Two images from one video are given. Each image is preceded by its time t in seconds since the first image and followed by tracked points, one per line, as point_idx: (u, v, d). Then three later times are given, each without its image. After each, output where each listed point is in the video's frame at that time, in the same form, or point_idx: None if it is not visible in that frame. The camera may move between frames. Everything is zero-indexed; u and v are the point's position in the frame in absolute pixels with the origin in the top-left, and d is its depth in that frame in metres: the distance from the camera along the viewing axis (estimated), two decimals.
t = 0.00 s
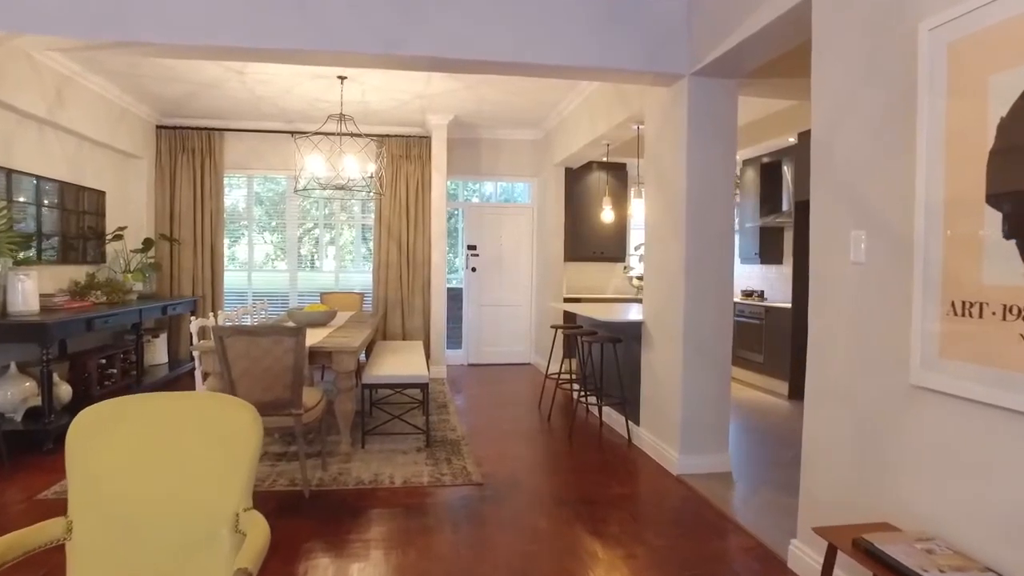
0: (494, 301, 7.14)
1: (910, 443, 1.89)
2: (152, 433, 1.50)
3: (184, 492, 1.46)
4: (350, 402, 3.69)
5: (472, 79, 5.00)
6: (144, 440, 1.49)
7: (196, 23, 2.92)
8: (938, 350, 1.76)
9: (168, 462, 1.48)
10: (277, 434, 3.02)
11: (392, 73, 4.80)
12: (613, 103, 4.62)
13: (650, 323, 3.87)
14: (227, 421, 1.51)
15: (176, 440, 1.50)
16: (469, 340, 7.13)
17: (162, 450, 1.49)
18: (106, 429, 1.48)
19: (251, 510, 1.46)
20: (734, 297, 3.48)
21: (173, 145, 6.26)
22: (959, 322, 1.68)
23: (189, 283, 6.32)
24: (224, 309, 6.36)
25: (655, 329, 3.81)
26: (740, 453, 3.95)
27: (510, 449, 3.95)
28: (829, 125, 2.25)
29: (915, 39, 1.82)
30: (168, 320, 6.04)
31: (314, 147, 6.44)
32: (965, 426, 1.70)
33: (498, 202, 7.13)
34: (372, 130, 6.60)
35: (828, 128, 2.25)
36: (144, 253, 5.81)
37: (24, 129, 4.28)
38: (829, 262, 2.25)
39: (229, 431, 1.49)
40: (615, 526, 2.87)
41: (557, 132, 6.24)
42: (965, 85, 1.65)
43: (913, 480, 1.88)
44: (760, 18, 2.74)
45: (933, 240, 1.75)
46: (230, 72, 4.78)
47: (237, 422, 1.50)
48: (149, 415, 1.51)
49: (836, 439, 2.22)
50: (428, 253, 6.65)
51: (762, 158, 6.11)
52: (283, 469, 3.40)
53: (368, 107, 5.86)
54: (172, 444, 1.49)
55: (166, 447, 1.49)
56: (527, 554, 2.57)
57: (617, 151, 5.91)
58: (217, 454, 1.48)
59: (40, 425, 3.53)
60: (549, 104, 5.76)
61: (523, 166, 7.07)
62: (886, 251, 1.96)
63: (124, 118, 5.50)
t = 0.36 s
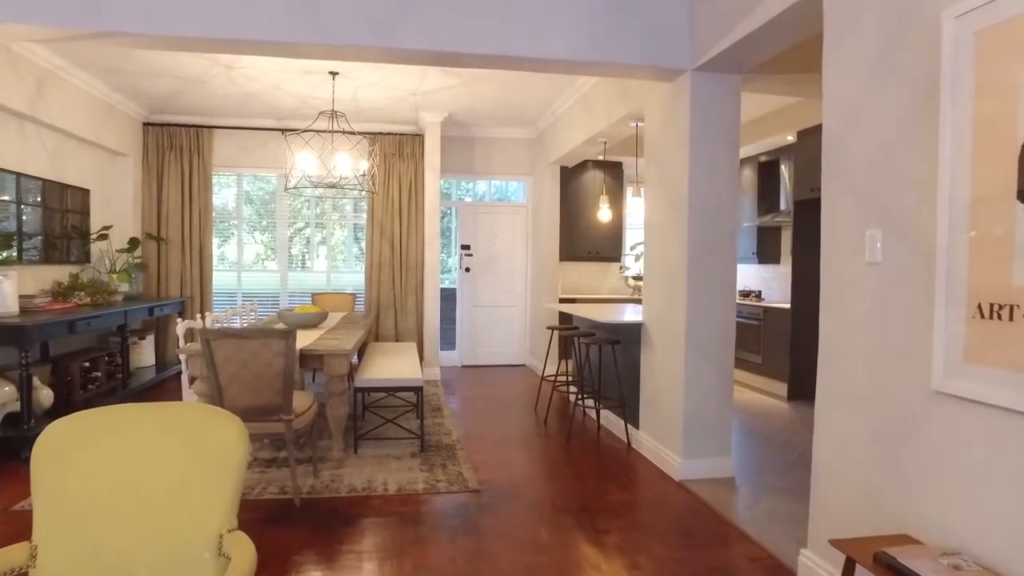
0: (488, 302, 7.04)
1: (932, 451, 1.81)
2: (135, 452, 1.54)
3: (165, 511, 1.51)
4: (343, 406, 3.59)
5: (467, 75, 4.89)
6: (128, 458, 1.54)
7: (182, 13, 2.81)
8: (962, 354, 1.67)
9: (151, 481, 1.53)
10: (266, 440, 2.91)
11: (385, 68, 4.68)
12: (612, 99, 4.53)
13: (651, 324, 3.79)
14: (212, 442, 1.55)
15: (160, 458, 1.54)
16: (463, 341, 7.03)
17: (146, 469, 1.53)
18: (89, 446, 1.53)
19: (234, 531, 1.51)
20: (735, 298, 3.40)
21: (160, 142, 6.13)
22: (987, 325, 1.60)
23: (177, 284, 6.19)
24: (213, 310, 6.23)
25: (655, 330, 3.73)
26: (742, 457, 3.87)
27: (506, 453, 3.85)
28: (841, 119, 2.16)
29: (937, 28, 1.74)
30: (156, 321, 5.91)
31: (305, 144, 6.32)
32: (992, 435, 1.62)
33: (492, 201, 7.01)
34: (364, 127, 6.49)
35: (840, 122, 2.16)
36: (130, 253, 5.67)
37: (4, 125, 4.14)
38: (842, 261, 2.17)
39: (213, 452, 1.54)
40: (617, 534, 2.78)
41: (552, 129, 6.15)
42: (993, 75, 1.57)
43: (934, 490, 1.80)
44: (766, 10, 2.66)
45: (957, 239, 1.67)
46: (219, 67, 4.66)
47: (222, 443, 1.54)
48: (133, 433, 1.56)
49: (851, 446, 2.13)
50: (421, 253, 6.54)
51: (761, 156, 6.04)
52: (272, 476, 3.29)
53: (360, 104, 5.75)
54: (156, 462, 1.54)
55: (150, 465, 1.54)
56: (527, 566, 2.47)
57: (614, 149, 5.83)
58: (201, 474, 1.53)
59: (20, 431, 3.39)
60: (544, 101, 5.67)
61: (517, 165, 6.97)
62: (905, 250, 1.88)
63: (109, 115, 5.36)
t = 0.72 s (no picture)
0: (481, 302, 6.95)
1: (948, 458, 1.74)
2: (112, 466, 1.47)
3: (142, 529, 1.43)
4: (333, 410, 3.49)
5: (460, 71, 4.80)
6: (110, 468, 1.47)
7: (167, 3, 2.71)
8: (983, 358, 1.60)
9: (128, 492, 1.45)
10: (253, 445, 2.81)
11: (377, 62, 4.58)
12: (607, 96, 4.45)
13: (649, 325, 3.71)
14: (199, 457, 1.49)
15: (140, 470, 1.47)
16: (455, 342, 6.94)
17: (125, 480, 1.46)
18: (64, 457, 1.45)
19: (217, 551, 1.43)
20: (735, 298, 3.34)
21: (146, 139, 6.00)
22: (1010, 327, 1.53)
23: (162, 284, 6.05)
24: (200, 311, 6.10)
25: (653, 331, 3.66)
26: (741, 460, 3.80)
27: (500, 458, 3.76)
28: (851, 114, 2.09)
29: (957, 18, 1.66)
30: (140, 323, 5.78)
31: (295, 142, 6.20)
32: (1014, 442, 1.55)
33: (484, 200, 6.93)
34: (355, 125, 6.38)
35: (850, 118, 2.10)
36: (114, 253, 5.54)
37: None
38: (851, 261, 2.10)
39: (199, 468, 1.47)
40: (616, 542, 2.70)
41: (545, 127, 6.07)
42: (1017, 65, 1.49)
43: (950, 498, 1.73)
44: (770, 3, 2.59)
45: (978, 238, 1.60)
46: (205, 62, 4.54)
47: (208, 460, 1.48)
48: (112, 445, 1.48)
49: (860, 452, 2.06)
50: (412, 253, 6.44)
51: (755, 155, 6.00)
52: (259, 482, 3.18)
53: (351, 101, 5.65)
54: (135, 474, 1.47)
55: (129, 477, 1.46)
56: None
57: (608, 147, 5.76)
58: (183, 491, 1.46)
59: None
60: (538, 99, 5.59)
61: (510, 164, 6.88)
62: (920, 250, 1.82)
63: (92, 111, 5.23)
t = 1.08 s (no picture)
0: (473, 302, 6.84)
1: (971, 467, 1.65)
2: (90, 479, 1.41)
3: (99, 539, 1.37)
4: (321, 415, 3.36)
5: (451, 65, 4.69)
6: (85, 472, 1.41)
7: None
8: (1011, 363, 1.51)
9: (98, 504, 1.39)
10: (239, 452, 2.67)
11: (367, 56, 4.46)
12: (603, 92, 4.36)
13: (647, 327, 3.62)
14: (165, 472, 1.43)
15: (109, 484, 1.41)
16: (447, 343, 6.82)
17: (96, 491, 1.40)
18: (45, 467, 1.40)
19: None
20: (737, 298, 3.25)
21: (129, 136, 5.85)
22: None
23: (147, 284, 5.90)
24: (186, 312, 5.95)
25: (651, 332, 3.58)
26: (742, 465, 3.71)
27: (494, 463, 3.65)
28: (862, 106, 2.01)
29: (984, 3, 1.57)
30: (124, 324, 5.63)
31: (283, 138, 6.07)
32: None
33: (476, 199, 6.82)
34: (344, 122, 6.26)
35: (861, 110, 2.01)
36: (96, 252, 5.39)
37: None
38: (863, 260, 2.02)
39: (165, 483, 1.41)
40: (616, 551, 2.60)
41: (538, 125, 5.97)
42: None
43: (973, 510, 1.64)
44: None
45: (1005, 235, 1.51)
46: (189, 56, 4.41)
47: (176, 473, 1.42)
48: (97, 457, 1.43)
49: (875, 460, 1.97)
50: (403, 252, 6.32)
51: (751, 154, 5.92)
52: (245, 491, 3.06)
53: (340, 97, 5.53)
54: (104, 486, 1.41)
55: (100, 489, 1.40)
56: None
57: (602, 144, 5.66)
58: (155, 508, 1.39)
59: None
60: (531, 95, 5.49)
61: (503, 162, 6.77)
62: (939, 248, 1.73)
63: (72, 106, 5.08)
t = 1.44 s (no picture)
0: (465, 304, 6.71)
1: (1007, 484, 1.54)
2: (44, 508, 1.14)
3: None
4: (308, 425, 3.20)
5: (444, 61, 4.56)
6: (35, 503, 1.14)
7: None
8: None
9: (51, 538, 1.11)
10: (222, 465, 2.53)
11: (357, 50, 4.33)
12: (600, 89, 4.24)
13: (648, 330, 3.51)
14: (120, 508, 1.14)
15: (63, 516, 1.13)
16: (439, 346, 6.69)
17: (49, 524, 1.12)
18: None
19: None
20: (741, 301, 3.15)
21: (112, 133, 5.68)
22: None
23: (131, 286, 5.74)
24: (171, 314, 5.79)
25: (651, 336, 3.46)
26: (746, 472, 3.60)
27: (489, 471, 3.52)
28: (883, 100, 1.90)
29: None
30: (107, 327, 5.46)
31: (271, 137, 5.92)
32: None
33: (468, 199, 6.69)
34: (334, 120, 6.12)
35: (883, 104, 1.90)
36: (77, 253, 5.22)
37: None
38: (884, 261, 1.91)
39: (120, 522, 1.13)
40: (621, 567, 2.48)
41: (533, 123, 5.86)
42: None
43: (1011, 531, 1.53)
44: None
45: None
46: (173, 50, 4.26)
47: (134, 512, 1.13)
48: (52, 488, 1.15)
49: (898, 474, 1.86)
50: (395, 253, 6.19)
51: (748, 153, 5.83)
52: (229, 503, 2.91)
53: (329, 94, 5.39)
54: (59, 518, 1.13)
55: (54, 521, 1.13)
56: None
57: (598, 143, 5.54)
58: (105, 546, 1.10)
59: None
60: (525, 93, 5.37)
61: (496, 161, 6.65)
62: (972, 250, 1.62)
63: (52, 101, 4.91)
